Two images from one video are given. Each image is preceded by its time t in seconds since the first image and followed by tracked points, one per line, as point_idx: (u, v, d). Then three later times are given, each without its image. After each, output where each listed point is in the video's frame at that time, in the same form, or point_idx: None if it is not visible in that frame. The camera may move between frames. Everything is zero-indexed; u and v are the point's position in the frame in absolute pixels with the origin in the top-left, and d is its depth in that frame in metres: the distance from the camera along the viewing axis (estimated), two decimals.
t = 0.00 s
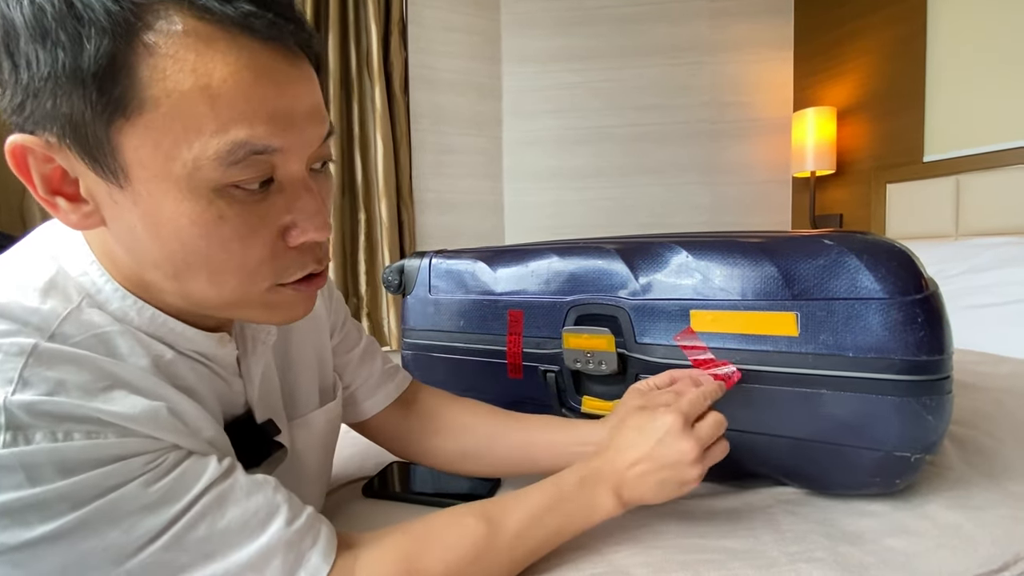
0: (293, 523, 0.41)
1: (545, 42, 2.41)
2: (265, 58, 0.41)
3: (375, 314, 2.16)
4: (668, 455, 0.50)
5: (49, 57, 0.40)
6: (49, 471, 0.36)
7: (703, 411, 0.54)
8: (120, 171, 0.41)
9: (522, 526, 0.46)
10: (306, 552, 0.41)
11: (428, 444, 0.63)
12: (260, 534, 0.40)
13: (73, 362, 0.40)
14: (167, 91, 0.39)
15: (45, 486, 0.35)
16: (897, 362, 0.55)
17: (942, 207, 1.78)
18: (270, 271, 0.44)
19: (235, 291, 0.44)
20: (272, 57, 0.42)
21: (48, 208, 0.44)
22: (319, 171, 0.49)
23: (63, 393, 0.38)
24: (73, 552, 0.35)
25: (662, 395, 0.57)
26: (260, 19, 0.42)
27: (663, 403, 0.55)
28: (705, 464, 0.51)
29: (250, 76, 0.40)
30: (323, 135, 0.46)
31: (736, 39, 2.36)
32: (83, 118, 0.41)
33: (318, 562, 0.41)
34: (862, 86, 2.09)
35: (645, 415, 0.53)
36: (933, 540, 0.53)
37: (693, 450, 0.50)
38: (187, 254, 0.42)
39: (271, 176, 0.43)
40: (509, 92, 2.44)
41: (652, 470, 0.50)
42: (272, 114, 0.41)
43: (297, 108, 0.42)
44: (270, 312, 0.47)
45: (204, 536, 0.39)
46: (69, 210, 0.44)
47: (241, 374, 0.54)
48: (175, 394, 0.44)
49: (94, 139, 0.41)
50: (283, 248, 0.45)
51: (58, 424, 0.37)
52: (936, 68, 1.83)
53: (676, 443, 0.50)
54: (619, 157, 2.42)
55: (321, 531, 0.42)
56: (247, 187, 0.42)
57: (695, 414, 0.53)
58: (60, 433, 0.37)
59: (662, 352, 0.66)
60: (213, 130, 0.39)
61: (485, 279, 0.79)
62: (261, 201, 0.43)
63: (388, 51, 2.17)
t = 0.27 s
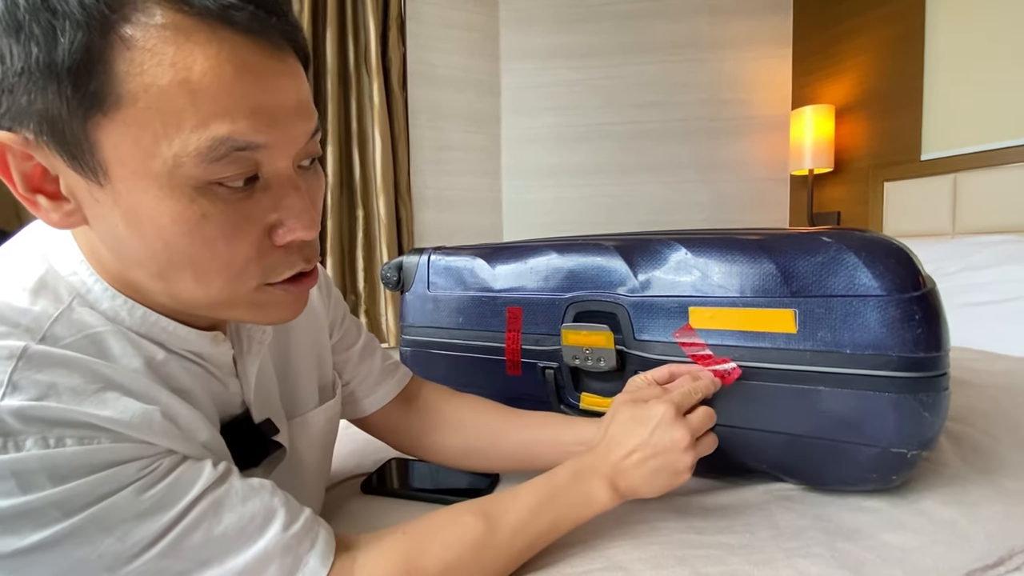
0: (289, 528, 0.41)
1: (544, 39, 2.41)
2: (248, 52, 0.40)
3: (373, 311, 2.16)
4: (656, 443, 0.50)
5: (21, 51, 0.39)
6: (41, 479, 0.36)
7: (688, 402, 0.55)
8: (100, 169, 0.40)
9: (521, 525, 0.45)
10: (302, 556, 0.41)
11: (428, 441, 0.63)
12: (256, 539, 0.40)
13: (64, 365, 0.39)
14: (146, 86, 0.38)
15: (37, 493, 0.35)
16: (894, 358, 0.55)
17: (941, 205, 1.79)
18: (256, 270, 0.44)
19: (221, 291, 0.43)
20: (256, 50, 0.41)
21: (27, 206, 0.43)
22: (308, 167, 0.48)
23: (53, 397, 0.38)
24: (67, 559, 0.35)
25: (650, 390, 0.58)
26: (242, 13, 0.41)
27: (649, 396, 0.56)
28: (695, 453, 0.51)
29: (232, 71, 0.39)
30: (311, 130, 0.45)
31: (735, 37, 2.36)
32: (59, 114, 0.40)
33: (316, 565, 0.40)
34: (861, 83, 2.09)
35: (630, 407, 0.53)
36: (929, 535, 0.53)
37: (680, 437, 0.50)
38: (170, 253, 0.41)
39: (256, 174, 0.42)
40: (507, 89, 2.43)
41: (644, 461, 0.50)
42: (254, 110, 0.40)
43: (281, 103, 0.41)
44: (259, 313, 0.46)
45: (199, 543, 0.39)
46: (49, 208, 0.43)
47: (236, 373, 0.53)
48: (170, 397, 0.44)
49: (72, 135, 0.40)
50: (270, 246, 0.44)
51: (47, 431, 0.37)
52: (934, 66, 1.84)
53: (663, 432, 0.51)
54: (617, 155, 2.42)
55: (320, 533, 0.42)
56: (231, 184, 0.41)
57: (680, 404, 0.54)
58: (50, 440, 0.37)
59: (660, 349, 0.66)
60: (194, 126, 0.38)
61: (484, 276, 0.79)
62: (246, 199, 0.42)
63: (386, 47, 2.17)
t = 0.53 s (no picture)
0: (281, 527, 0.41)
1: (541, 34, 2.40)
2: (230, 44, 0.39)
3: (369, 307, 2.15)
4: (649, 439, 0.50)
5: None
6: (25, 487, 0.35)
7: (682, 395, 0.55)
8: (79, 164, 0.40)
9: (516, 522, 0.46)
10: (295, 555, 0.40)
11: (428, 436, 0.62)
12: (248, 539, 0.40)
13: (49, 372, 0.39)
14: (124, 79, 0.37)
15: (22, 501, 0.35)
16: (887, 355, 0.55)
17: (933, 203, 1.80)
18: (242, 268, 0.43)
19: (205, 290, 0.42)
20: (238, 43, 0.40)
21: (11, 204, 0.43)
22: (298, 165, 0.47)
23: (39, 404, 0.37)
24: (54, 568, 0.35)
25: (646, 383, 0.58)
26: (223, 5, 0.40)
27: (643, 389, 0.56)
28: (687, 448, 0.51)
29: (213, 63, 0.38)
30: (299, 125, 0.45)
31: (731, 33, 2.36)
32: (39, 109, 0.39)
33: (309, 563, 0.40)
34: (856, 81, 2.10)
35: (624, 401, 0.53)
36: (920, 530, 0.54)
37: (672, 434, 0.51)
38: (152, 250, 0.40)
39: (241, 169, 0.41)
40: (503, 84, 2.43)
41: (638, 457, 0.50)
42: (238, 103, 0.39)
43: (264, 97, 0.40)
44: (245, 313, 0.45)
45: (190, 545, 0.38)
46: (31, 206, 0.42)
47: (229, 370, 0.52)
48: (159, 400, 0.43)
49: (52, 131, 0.39)
50: (256, 244, 0.43)
51: (31, 439, 0.36)
52: (929, 64, 1.84)
53: (656, 427, 0.51)
54: (613, 151, 2.42)
55: (312, 531, 0.42)
56: (214, 180, 0.40)
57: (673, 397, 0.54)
58: (35, 448, 0.36)
59: (656, 345, 0.66)
60: (173, 119, 0.37)
61: (480, 272, 0.79)
62: (230, 195, 0.41)
63: (382, 42, 2.16)
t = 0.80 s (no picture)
0: (274, 523, 0.40)
1: (536, 28, 2.39)
2: (219, 27, 0.38)
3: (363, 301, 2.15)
4: (644, 434, 0.51)
5: None
6: (11, 488, 0.35)
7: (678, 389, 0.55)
8: (63, 150, 0.38)
9: (512, 515, 0.46)
10: (288, 551, 0.40)
11: (422, 433, 0.62)
12: (241, 536, 0.39)
13: (36, 370, 0.38)
14: (108, 61, 0.36)
15: (8, 503, 0.34)
16: (879, 349, 0.56)
17: (925, 198, 1.81)
18: (231, 258, 0.41)
19: (194, 281, 0.41)
20: (227, 26, 0.39)
21: None
22: (291, 155, 0.47)
23: (27, 404, 0.37)
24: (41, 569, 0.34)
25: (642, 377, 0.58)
26: None
27: (639, 382, 0.56)
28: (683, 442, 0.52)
29: (201, 46, 0.37)
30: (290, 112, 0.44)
31: (726, 29, 2.36)
32: (22, 92, 0.38)
33: (303, 558, 0.40)
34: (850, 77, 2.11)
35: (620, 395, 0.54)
36: (908, 522, 0.55)
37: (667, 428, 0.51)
38: (138, 238, 0.39)
39: (230, 156, 0.40)
40: (498, 78, 2.42)
41: (633, 452, 0.50)
42: (226, 87, 0.38)
43: (254, 82, 0.39)
44: (235, 306, 0.44)
45: (182, 543, 0.37)
46: (15, 195, 0.41)
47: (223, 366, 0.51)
48: (149, 398, 0.43)
49: (34, 115, 0.38)
50: (246, 234, 0.42)
51: (17, 440, 0.35)
52: (922, 61, 1.85)
53: (651, 423, 0.51)
54: (608, 146, 2.42)
55: (306, 526, 0.42)
56: (202, 166, 0.39)
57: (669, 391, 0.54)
58: (21, 449, 0.35)
59: (650, 339, 0.66)
60: (159, 102, 0.36)
61: (475, 267, 0.79)
62: (219, 182, 0.40)
63: (376, 34, 2.15)
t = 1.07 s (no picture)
0: (249, 530, 0.38)
1: (527, 17, 2.36)
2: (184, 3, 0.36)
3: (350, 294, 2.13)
4: (636, 432, 0.49)
5: None
6: None
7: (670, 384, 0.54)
8: (14, 135, 0.36)
9: (500, 516, 0.45)
10: (264, 558, 0.38)
11: (408, 430, 0.60)
12: (212, 545, 0.37)
13: None
14: (60, 36, 0.34)
15: None
16: (872, 345, 0.55)
17: (913, 192, 1.81)
18: (201, 251, 0.39)
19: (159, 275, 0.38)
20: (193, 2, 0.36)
21: None
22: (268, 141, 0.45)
23: None
24: None
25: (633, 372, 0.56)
26: None
27: (629, 376, 0.54)
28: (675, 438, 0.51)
29: (163, 22, 0.35)
30: (264, 96, 0.41)
31: (718, 21, 2.35)
32: None
33: (280, 566, 0.38)
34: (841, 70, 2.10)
35: (611, 390, 0.52)
36: (900, 519, 0.54)
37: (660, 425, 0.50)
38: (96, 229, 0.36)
39: (198, 141, 0.38)
40: (488, 68, 2.39)
41: (624, 449, 0.49)
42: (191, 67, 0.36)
43: (223, 62, 0.37)
44: (206, 303, 0.41)
45: (148, 555, 0.36)
46: None
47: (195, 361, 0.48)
48: (115, 399, 0.40)
49: None
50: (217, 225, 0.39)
51: None
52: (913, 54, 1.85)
53: (644, 419, 0.50)
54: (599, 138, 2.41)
55: (284, 531, 0.40)
56: (167, 152, 0.36)
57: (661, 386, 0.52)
58: None
59: (641, 334, 0.65)
60: (117, 81, 0.34)
61: (463, 260, 0.77)
62: (186, 169, 0.37)
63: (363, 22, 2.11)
